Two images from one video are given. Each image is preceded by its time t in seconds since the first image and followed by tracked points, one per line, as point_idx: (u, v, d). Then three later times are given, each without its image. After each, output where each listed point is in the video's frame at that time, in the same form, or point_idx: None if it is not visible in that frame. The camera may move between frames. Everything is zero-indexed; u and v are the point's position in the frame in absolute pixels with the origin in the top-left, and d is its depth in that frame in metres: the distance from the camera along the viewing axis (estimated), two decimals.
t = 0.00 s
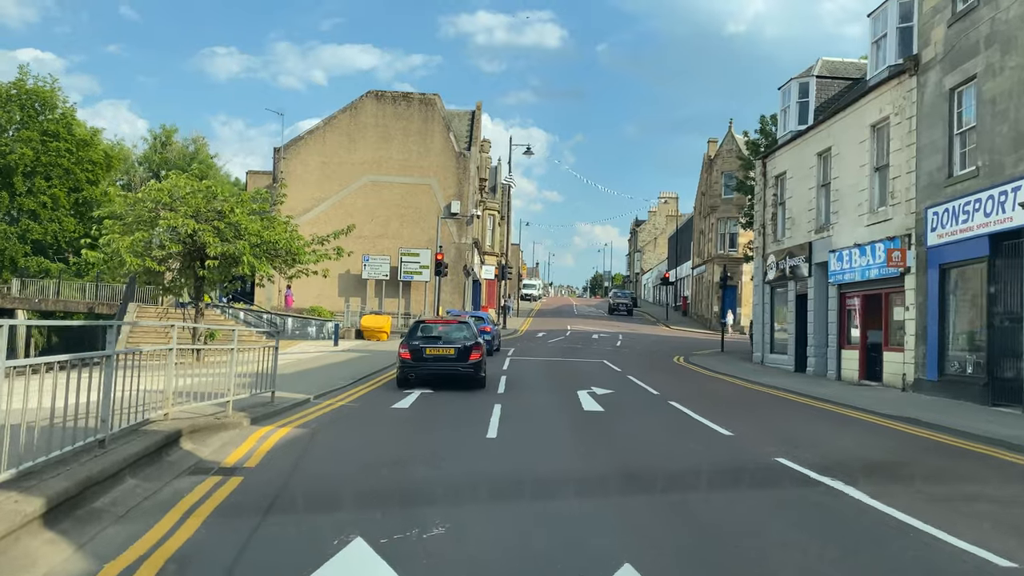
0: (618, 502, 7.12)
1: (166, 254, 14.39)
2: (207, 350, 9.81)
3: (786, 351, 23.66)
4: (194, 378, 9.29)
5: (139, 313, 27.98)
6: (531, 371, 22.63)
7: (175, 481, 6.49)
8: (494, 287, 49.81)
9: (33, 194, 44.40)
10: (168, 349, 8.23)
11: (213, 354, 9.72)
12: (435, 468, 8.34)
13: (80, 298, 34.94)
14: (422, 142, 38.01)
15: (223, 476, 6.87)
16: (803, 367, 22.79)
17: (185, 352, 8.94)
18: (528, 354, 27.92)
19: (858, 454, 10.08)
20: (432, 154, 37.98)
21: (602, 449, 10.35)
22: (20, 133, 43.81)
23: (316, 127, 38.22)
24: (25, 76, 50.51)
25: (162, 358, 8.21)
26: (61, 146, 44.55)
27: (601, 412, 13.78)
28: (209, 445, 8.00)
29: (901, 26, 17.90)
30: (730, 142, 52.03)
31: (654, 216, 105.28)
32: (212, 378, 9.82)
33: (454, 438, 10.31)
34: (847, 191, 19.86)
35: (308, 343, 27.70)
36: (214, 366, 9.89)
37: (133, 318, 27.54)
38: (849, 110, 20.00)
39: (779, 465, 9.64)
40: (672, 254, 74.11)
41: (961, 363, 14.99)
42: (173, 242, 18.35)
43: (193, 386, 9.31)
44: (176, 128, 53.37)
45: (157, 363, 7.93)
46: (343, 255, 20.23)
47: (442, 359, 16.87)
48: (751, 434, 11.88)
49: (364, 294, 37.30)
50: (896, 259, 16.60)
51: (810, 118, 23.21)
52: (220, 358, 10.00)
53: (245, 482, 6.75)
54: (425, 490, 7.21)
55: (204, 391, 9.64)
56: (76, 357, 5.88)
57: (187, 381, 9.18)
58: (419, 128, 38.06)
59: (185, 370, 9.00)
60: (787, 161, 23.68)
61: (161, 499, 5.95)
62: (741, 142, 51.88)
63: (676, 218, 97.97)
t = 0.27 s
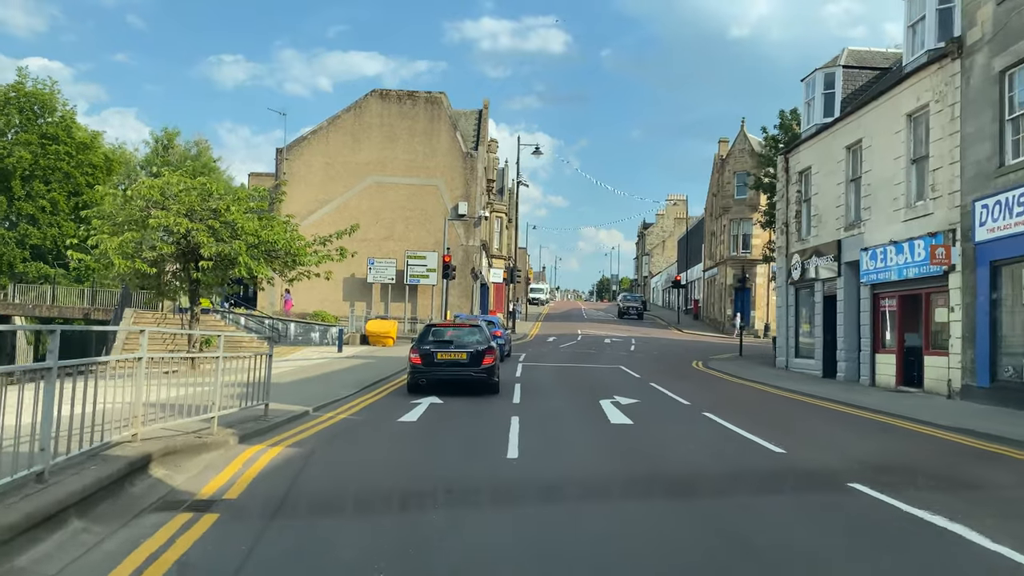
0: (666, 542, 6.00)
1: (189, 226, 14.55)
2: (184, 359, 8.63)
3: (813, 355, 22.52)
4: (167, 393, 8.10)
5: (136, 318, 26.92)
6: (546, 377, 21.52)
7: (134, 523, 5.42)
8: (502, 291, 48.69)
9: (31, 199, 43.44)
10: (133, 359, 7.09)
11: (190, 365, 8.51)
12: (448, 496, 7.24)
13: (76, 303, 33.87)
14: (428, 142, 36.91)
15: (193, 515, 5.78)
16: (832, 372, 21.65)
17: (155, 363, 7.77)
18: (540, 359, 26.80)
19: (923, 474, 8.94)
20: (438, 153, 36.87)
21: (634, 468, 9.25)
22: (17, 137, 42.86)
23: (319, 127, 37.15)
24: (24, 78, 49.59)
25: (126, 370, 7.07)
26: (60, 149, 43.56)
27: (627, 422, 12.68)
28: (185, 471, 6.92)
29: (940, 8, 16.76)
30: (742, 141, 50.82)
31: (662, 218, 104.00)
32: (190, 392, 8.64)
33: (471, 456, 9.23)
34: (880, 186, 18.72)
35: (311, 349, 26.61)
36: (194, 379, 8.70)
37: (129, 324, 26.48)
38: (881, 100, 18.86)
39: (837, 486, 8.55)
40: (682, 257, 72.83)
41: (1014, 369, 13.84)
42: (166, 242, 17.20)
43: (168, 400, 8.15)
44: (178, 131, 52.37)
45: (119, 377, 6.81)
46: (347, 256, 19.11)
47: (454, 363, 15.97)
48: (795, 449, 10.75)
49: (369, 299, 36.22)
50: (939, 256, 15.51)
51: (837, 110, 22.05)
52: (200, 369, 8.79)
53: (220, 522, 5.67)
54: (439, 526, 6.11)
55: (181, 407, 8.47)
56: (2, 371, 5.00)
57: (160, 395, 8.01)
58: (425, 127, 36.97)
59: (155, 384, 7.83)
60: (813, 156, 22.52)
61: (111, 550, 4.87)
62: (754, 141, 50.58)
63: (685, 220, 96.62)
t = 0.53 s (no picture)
0: None
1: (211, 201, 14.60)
2: (158, 366, 7.51)
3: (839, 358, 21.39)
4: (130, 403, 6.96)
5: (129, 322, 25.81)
6: (559, 383, 20.42)
7: None
8: (508, 293, 47.59)
9: (26, 201, 42.39)
10: (85, 365, 6.02)
11: (155, 372, 7.36)
12: (464, 526, 6.14)
13: (68, 308, 32.75)
14: (432, 139, 35.79)
15: (147, 562, 4.71)
16: (861, 375, 20.53)
17: (120, 372, 6.66)
18: (551, 363, 25.67)
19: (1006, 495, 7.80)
20: (443, 151, 35.77)
21: (672, 488, 8.13)
22: (12, 138, 41.81)
23: (320, 124, 36.05)
24: (20, 78, 48.50)
25: (76, 378, 6.02)
26: (55, 150, 42.50)
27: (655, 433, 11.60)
28: (151, 502, 5.87)
29: None
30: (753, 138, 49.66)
31: (668, 219, 102.94)
32: (158, 404, 7.47)
33: (489, 476, 8.14)
34: (914, 176, 17.58)
35: (312, 354, 25.52)
36: (162, 388, 7.54)
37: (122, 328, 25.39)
38: (915, 86, 17.72)
39: (910, 510, 7.46)
40: (690, 257, 71.66)
41: None
42: (153, 240, 16.01)
43: (131, 413, 7.00)
44: (177, 131, 51.27)
45: (69, 387, 5.75)
46: (347, 255, 17.95)
47: (464, 367, 15.08)
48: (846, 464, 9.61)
49: (372, 301, 35.14)
50: (985, 250, 14.40)
51: (863, 99, 20.90)
52: (169, 378, 7.64)
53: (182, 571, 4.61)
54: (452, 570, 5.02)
55: (149, 420, 7.32)
56: None
57: (127, 408, 6.91)
58: (429, 124, 35.87)
59: (121, 395, 6.73)
60: (839, 147, 21.38)
61: None
62: (765, 138, 49.59)
63: (692, 220, 95.47)
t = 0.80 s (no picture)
0: None
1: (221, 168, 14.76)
2: (129, 374, 6.50)
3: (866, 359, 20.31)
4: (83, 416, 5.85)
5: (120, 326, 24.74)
6: (572, 388, 19.35)
7: None
8: (512, 294, 46.52)
9: (18, 203, 41.39)
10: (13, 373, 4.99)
11: (115, 380, 6.25)
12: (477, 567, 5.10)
13: (58, 311, 31.72)
14: (434, 136, 34.74)
15: None
16: (889, 378, 19.45)
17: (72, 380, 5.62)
18: (560, 366, 24.61)
19: None
20: (445, 148, 34.70)
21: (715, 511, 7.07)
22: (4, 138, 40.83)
23: (319, 121, 35.01)
24: (13, 77, 47.50)
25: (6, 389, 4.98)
26: (48, 150, 41.51)
27: (686, 445, 10.54)
28: (94, 543, 4.82)
29: None
30: (762, 135, 48.59)
31: (672, 220, 101.87)
32: (120, 418, 6.35)
33: (508, 498, 7.10)
34: (948, 167, 16.52)
35: (311, 357, 24.46)
36: (125, 400, 6.42)
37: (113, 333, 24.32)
38: (948, 70, 16.65)
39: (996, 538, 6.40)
40: (696, 258, 70.55)
41: None
42: (135, 237, 14.87)
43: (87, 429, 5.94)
44: (174, 131, 50.29)
45: None
46: (345, 254, 16.88)
47: (472, 370, 14.13)
48: (904, 480, 8.55)
49: (373, 303, 34.09)
50: None
51: (889, 87, 19.84)
52: (128, 386, 6.51)
53: None
54: None
55: (108, 436, 6.19)
56: None
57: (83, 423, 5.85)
58: (431, 121, 34.81)
59: (74, 407, 5.68)
60: (863, 138, 20.30)
61: None
62: (773, 135, 48.78)
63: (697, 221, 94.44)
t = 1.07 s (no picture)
0: None
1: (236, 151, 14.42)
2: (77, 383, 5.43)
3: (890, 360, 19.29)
4: (32, 428, 4.99)
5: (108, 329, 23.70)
6: (581, 392, 18.33)
7: None
8: (514, 295, 45.47)
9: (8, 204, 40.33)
10: None
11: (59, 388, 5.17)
12: None
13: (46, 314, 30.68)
14: (433, 132, 33.69)
15: None
16: (916, 379, 18.44)
17: None
18: (567, 368, 23.57)
19: None
20: (445, 144, 33.67)
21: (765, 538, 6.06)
22: None
23: (315, 117, 33.97)
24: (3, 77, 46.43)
25: None
26: (39, 150, 40.45)
27: (718, 460, 9.48)
28: None
29: None
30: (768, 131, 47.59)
31: (674, 219, 100.88)
32: (71, 433, 5.27)
33: (529, 525, 6.06)
34: (982, 154, 15.51)
35: (306, 360, 23.42)
36: (76, 411, 5.34)
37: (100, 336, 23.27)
38: (981, 51, 15.63)
39: None
40: (700, 256, 69.49)
41: None
42: (113, 232, 13.73)
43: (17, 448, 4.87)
44: (169, 130, 49.24)
45: None
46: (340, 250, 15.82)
47: (478, 372, 13.17)
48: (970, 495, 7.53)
49: (372, 304, 33.05)
50: None
51: (913, 72, 18.82)
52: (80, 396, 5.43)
53: None
54: None
55: (53, 456, 5.13)
56: None
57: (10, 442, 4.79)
58: (430, 116, 33.76)
59: None
60: (885, 126, 19.28)
61: None
62: (779, 130, 47.91)
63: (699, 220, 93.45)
